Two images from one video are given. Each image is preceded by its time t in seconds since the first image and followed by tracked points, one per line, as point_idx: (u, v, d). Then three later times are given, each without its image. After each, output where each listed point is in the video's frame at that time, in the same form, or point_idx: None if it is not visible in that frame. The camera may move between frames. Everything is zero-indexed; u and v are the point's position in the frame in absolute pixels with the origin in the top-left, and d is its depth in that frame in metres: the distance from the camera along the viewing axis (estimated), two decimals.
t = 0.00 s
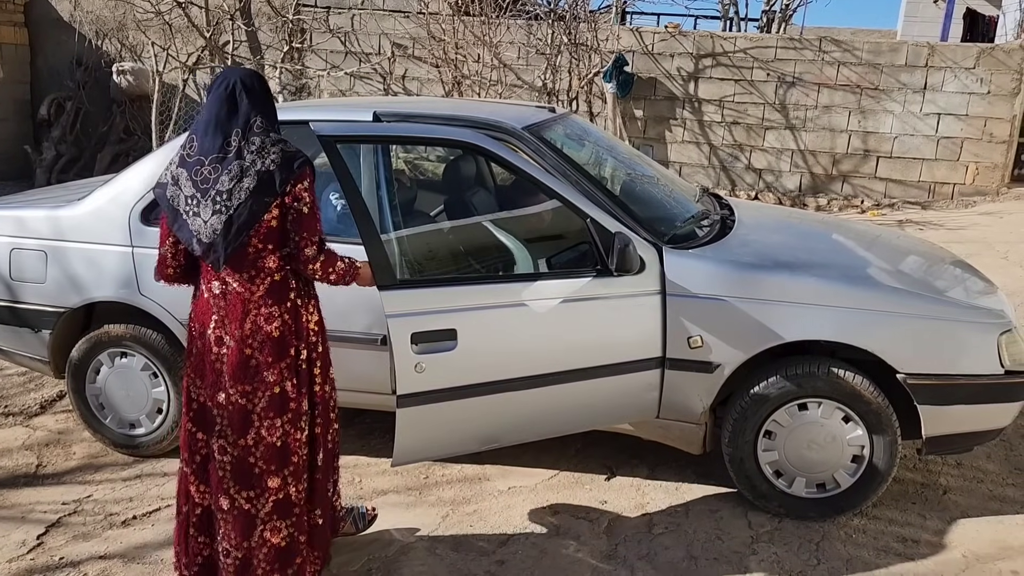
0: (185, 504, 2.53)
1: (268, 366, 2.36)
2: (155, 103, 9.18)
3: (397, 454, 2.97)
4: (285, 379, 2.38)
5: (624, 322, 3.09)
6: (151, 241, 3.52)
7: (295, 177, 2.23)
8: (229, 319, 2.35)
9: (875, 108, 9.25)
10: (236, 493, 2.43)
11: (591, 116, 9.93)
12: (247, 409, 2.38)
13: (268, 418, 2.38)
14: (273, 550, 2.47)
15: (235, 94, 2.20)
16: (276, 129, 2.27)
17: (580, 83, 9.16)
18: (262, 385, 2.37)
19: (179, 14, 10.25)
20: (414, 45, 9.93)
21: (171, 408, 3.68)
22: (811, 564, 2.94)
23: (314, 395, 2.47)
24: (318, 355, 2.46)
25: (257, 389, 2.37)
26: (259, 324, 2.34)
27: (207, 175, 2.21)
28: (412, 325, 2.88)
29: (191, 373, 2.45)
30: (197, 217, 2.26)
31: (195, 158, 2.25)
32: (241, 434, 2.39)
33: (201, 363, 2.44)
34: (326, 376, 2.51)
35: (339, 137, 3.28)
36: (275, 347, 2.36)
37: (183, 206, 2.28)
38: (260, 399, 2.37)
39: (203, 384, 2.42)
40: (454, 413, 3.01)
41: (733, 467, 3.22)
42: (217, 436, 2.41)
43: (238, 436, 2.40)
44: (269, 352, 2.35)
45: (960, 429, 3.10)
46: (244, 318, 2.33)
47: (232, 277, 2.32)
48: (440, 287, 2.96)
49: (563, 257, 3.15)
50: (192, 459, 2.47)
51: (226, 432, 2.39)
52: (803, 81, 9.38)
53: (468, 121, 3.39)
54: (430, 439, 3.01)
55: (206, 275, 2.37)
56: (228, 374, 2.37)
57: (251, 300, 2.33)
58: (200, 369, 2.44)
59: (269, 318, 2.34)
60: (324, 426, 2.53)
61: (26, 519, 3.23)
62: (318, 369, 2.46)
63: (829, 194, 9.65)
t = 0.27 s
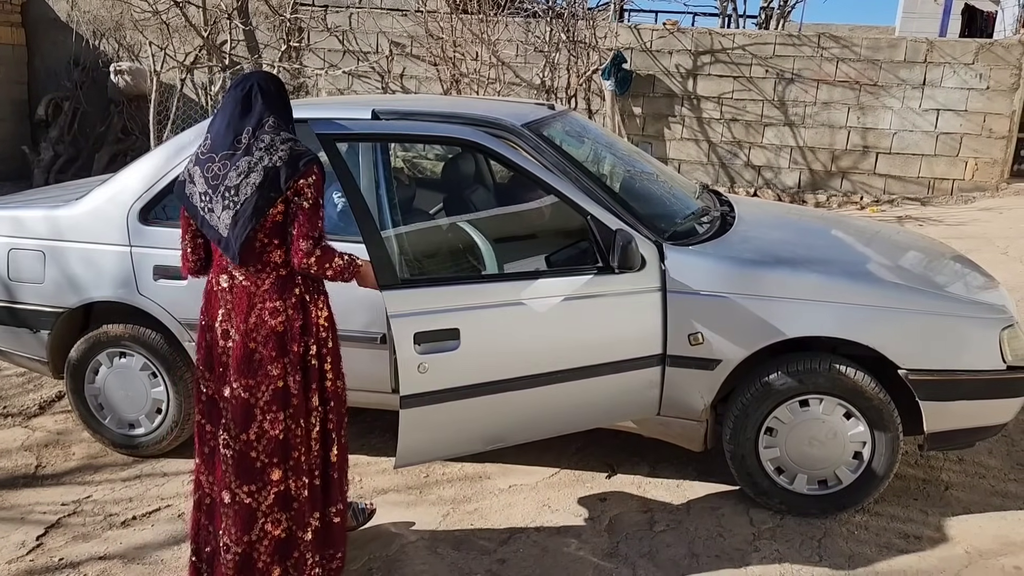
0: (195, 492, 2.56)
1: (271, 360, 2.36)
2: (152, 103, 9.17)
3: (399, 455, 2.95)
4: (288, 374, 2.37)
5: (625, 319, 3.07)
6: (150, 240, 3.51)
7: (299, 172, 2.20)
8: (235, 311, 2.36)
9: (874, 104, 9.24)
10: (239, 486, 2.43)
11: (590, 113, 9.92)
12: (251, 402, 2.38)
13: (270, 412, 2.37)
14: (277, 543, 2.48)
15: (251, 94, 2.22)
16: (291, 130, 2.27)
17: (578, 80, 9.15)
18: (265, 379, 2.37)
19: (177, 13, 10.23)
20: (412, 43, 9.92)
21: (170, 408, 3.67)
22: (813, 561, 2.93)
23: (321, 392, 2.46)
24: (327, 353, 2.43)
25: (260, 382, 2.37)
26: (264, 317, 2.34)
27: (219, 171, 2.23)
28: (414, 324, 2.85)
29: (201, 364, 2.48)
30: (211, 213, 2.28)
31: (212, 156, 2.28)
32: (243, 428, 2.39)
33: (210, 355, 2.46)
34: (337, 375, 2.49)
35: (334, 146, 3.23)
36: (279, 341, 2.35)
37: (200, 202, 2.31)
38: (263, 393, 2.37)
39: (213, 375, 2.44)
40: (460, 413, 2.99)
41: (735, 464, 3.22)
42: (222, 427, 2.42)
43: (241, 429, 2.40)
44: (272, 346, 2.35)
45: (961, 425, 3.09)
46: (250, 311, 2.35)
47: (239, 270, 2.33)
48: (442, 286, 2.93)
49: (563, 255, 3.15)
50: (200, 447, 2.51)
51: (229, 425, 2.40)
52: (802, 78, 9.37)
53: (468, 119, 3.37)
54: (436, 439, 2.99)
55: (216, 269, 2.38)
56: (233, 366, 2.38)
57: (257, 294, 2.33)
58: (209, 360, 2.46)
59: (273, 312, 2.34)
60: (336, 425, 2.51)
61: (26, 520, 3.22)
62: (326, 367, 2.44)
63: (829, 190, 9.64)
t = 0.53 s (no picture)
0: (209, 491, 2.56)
1: (279, 357, 2.34)
2: (153, 104, 9.15)
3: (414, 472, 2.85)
4: (297, 372, 2.35)
5: (632, 323, 3.03)
6: (149, 242, 3.48)
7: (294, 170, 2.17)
8: (246, 309, 2.36)
9: (877, 103, 9.21)
10: (248, 485, 2.41)
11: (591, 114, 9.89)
12: (260, 400, 2.36)
13: (278, 410, 2.36)
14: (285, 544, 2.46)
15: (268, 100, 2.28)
16: (303, 137, 2.28)
17: (580, 81, 9.12)
18: (274, 376, 2.35)
19: (177, 15, 10.21)
20: (413, 44, 9.90)
21: (171, 411, 3.64)
22: (820, 566, 2.89)
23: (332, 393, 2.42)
24: (341, 353, 2.40)
25: (268, 380, 2.36)
26: (273, 314, 2.33)
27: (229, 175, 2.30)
28: (430, 333, 2.74)
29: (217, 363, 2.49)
30: (223, 217, 2.33)
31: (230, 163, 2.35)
32: (251, 426, 2.37)
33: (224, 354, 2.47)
34: (352, 377, 2.45)
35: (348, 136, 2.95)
36: (286, 339, 2.34)
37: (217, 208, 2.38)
38: (271, 391, 2.36)
39: (225, 374, 2.43)
40: (473, 423, 2.91)
41: (740, 468, 3.18)
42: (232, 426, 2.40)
43: (249, 428, 2.38)
44: (280, 343, 2.34)
45: (968, 427, 3.06)
46: (259, 309, 2.35)
47: (249, 269, 2.34)
48: (455, 294, 2.82)
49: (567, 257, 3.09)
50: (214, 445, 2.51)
51: (237, 423, 2.37)
52: (804, 78, 9.34)
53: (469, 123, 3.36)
54: (448, 449, 2.91)
55: (232, 269, 2.41)
56: (242, 364, 2.37)
57: (265, 291, 2.33)
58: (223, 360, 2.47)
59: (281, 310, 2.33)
60: (349, 427, 2.47)
61: (25, 526, 3.19)
62: (338, 367, 2.40)
63: (831, 190, 9.61)
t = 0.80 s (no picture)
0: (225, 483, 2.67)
1: (284, 354, 2.44)
2: (153, 107, 9.11)
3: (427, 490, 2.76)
4: (302, 370, 2.43)
5: (639, 330, 2.97)
6: (145, 247, 3.43)
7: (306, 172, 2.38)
8: (260, 306, 2.49)
9: (881, 104, 9.15)
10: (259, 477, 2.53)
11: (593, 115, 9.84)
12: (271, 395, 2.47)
13: (283, 405, 2.46)
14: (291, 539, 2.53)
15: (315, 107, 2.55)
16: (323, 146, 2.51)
17: (582, 82, 9.07)
18: (280, 372, 2.45)
19: (177, 17, 10.17)
20: (414, 46, 9.86)
21: (167, 418, 3.58)
22: None
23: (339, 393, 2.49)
24: (348, 353, 2.48)
25: (275, 376, 2.46)
26: (281, 312, 2.43)
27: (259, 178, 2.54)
28: (444, 345, 2.65)
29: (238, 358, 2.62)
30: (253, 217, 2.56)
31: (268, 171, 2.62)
32: (262, 420, 2.49)
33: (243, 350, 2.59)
34: (358, 378, 2.53)
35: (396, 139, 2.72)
36: (290, 336, 2.43)
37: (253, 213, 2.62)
38: (279, 386, 2.46)
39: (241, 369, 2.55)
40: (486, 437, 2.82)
41: (745, 476, 3.12)
42: (247, 418, 2.52)
43: (260, 422, 2.50)
44: (286, 340, 2.43)
45: (979, 434, 3.00)
46: (269, 306, 2.46)
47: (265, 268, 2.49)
48: (467, 303, 2.73)
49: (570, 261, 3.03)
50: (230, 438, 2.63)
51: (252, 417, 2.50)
52: (807, 79, 9.28)
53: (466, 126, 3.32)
54: (461, 466, 2.82)
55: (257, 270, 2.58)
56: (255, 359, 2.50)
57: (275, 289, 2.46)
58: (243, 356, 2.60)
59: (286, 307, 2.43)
60: (355, 427, 2.54)
61: (18, 535, 3.14)
62: (344, 367, 2.49)
63: (835, 192, 9.55)
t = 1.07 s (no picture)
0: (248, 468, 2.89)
1: (280, 351, 2.59)
2: (145, 111, 9.02)
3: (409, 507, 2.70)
4: (292, 370, 2.55)
5: (632, 344, 2.89)
6: (127, 256, 3.34)
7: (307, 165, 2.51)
8: (266, 303, 2.68)
9: (879, 112, 9.09)
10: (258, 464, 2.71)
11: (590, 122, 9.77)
12: (270, 390, 2.63)
13: (275, 400, 2.61)
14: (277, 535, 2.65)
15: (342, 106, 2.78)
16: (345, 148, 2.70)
17: (578, 89, 9.00)
18: (275, 369, 2.61)
19: (171, 21, 10.09)
20: (409, 51, 9.79)
21: (149, 432, 3.49)
22: None
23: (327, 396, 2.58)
24: (339, 357, 2.59)
25: (273, 371, 2.62)
26: (279, 310, 2.60)
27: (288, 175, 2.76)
28: (427, 359, 2.57)
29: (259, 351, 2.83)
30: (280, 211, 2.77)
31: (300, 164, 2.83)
32: (262, 410, 2.67)
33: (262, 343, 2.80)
34: (350, 384, 2.61)
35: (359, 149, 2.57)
36: (284, 334, 2.58)
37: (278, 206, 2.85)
38: (275, 382, 2.62)
39: (251, 362, 2.75)
40: (472, 454, 2.75)
41: (742, 494, 3.04)
42: (254, 409, 2.72)
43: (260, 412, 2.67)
44: (281, 337, 2.59)
45: (982, 452, 2.92)
46: (271, 303, 2.64)
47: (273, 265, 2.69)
48: (453, 315, 2.65)
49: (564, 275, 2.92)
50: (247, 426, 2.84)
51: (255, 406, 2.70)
52: (805, 86, 9.22)
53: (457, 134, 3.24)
54: (444, 483, 2.74)
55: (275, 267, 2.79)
56: (260, 352, 2.69)
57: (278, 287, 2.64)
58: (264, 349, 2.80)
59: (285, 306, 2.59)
60: (347, 436, 2.62)
61: None
62: (333, 371, 2.58)
63: (833, 200, 9.48)
